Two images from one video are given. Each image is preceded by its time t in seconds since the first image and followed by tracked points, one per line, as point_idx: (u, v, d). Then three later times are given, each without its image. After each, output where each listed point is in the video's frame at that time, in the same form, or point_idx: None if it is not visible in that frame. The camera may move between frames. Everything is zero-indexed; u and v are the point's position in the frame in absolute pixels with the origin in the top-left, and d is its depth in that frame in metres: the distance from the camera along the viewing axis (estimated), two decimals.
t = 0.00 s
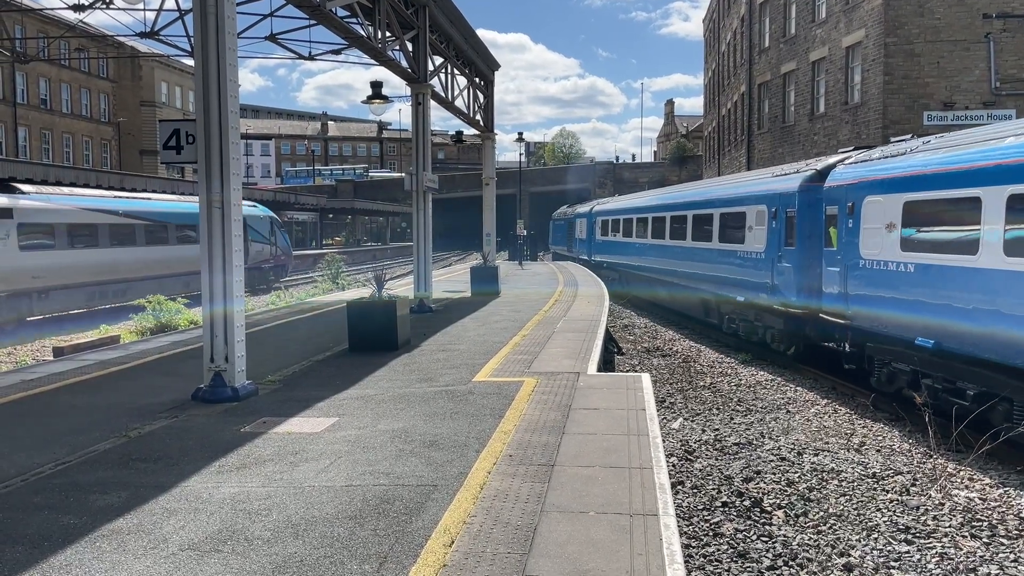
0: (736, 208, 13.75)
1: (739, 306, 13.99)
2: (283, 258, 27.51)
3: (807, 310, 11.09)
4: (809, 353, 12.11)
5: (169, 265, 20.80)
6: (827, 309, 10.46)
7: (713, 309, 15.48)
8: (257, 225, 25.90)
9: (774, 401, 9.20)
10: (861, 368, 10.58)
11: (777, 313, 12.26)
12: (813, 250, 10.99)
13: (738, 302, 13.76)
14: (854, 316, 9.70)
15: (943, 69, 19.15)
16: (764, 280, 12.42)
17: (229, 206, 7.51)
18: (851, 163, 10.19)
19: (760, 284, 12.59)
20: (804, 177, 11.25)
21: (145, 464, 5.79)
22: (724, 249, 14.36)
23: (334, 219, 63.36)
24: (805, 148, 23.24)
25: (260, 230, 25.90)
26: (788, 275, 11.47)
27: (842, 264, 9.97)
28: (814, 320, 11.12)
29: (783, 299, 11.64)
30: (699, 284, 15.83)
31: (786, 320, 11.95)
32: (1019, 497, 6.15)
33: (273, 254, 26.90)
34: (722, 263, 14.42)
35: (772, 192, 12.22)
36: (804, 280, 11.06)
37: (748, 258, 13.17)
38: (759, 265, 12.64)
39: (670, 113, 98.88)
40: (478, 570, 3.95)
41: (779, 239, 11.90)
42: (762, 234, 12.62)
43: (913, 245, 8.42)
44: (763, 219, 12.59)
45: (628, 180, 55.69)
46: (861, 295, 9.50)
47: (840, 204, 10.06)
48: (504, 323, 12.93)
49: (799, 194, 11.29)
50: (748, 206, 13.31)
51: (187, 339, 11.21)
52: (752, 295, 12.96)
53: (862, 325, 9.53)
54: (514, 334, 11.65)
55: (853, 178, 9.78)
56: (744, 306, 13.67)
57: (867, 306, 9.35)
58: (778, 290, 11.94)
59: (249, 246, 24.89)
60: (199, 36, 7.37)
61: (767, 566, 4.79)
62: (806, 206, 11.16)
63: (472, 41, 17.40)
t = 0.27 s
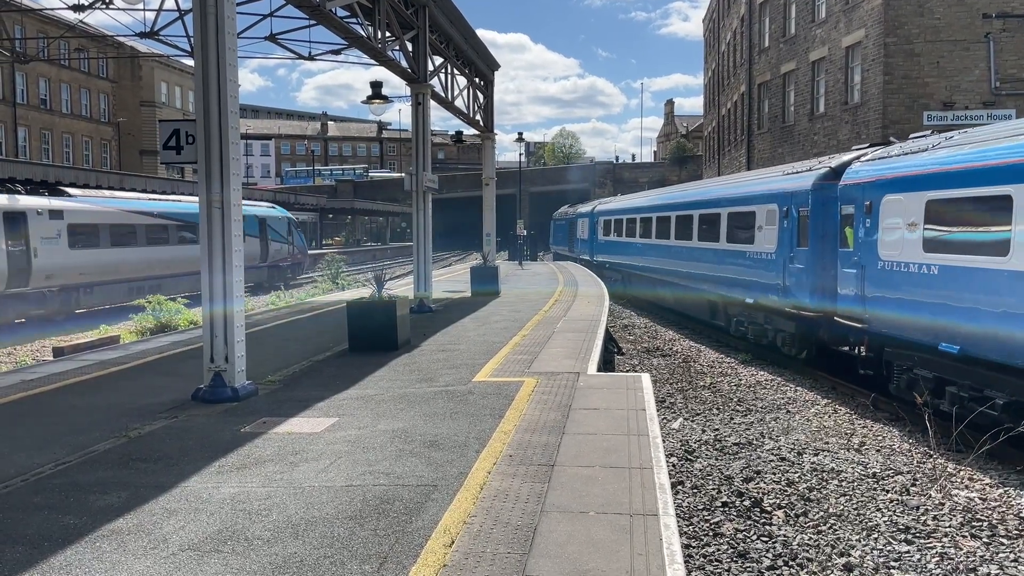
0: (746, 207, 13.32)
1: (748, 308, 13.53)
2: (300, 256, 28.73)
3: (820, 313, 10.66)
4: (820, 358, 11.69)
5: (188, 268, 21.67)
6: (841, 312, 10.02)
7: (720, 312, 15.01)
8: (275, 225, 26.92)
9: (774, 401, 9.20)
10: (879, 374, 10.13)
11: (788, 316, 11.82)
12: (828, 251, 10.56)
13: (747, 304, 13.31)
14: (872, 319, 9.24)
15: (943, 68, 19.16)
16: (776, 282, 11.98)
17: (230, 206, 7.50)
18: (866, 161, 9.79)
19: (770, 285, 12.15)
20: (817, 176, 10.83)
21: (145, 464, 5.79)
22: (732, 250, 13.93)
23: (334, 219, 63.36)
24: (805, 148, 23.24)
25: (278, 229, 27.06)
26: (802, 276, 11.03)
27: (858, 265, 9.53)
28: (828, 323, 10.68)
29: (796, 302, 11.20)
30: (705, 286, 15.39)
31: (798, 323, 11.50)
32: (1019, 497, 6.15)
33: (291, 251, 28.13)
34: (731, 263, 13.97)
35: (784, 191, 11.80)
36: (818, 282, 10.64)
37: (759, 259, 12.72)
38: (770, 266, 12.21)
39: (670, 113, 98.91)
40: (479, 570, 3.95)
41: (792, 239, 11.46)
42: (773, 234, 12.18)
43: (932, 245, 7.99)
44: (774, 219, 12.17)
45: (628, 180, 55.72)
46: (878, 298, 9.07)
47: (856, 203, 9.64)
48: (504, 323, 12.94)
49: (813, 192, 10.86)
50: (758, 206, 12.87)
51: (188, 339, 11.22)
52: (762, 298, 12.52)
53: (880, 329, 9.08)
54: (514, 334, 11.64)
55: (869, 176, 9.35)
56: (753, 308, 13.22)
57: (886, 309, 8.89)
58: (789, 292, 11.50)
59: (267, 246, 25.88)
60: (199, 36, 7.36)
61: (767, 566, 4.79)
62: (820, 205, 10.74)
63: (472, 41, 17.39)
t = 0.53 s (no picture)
0: (754, 207, 12.96)
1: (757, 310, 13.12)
2: (313, 256, 30.03)
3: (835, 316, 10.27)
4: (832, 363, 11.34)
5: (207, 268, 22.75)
6: (857, 315, 9.61)
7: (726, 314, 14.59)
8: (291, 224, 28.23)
9: (774, 401, 9.20)
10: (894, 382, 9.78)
11: (799, 319, 11.44)
12: (843, 252, 10.21)
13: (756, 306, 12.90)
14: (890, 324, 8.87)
15: (943, 68, 19.17)
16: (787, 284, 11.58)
17: (229, 206, 7.50)
18: (883, 157, 9.34)
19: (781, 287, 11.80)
20: (830, 173, 10.44)
21: (145, 464, 5.79)
22: (739, 251, 13.57)
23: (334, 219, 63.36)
24: (804, 147, 23.25)
25: (295, 229, 28.40)
26: (815, 278, 10.67)
27: (876, 266, 9.13)
28: (842, 326, 10.30)
29: (808, 304, 10.84)
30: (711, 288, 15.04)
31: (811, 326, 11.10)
32: (1019, 496, 6.15)
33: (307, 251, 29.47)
34: (739, 264, 13.56)
35: (795, 190, 11.41)
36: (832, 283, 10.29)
37: (769, 260, 12.35)
38: (780, 267, 11.82)
39: (669, 113, 98.97)
40: (479, 570, 3.95)
41: (803, 240, 11.07)
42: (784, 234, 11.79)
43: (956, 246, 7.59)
44: (785, 218, 11.76)
45: (628, 179, 55.75)
46: (896, 300, 8.68)
47: (871, 202, 9.26)
48: (504, 323, 12.95)
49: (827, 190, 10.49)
50: (768, 205, 12.48)
51: (188, 339, 11.24)
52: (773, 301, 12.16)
53: (897, 333, 8.73)
54: (513, 334, 11.64)
55: (886, 173, 8.91)
56: (763, 310, 12.81)
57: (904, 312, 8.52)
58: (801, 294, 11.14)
59: (285, 245, 27.19)
60: (198, 36, 7.37)
61: (766, 566, 4.79)
62: (834, 205, 10.37)
63: (471, 41, 17.39)
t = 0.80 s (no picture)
0: (762, 207, 12.58)
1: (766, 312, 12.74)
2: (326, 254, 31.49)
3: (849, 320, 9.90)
4: (844, 367, 10.98)
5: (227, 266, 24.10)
6: (874, 318, 9.22)
7: (733, 316, 14.20)
8: (306, 225, 29.72)
9: (773, 400, 9.20)
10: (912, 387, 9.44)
11: (811, 322, 11.03)
12: (857, 253, 9.82)
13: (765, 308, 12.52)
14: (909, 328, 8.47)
15: (942, 68, 19.19)
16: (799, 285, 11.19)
17: (227, 206, 7.50)
18: (901, 154, 8.94)
19: (791, 289, 11.39)
20: (845, 171, 10.04)
21: (144, 464, 5.79)
22: (747, 252, 13.18)
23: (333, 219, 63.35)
24: (803, 147, 23.26)
25: (309, 229, 29.91)
26: (828, 280, 10.27)
27: (895, 268, 8.72)
28: (857, 329, 9.90)
29: (821, 307, 10.44)
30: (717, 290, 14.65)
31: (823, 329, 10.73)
32: (1018, 495, 6.16)
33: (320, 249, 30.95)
34: (747, 265, 13.16)
35: (807, 188, 11.00)
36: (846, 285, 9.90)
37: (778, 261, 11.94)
38: (791, 268, 11.42)
39: (668, 112, 99.03)
40: (478, 570, 3.95)
41: (815, 241, 10.66)
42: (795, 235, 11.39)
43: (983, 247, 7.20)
44: (796, 217, 11.36)
45: (627, 179, 55.77)
46: (915, 303, 8.30)
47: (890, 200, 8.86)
48: (503, 323, 12.97)
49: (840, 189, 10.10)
50: (777, 204, 12.08)
51: (187, 339, 11.26)
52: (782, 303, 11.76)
53: (918, 337, 8.33)
54: (513, 334, 11.64)
55: (908, 170, 8.49)
56: (772, 312, 12.43)
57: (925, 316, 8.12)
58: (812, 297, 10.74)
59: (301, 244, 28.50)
60: (197, 36, 7.37)
61: (766, 566, 4.79)
62: (848, 204, 9.98)
63: (470, 41, 17.40)
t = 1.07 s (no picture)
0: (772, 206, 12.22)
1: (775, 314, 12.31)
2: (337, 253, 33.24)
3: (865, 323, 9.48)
4: (857, 372, 10.56)
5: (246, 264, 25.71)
6: (891, 321, 8.79)
7: (741, 318, 13.75)
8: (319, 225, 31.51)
9: (772, 400, 9.20)
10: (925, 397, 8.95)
11: (824, 325, 10.60)
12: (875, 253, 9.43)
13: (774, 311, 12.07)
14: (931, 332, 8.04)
15: (940, 68, 19.21)
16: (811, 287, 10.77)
17: (226, 206, 7.50)
18: (920, 151, 8.54)
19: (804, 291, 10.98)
20: (861, 169, 9.67)
21: (143, 465, 5.79)
22: (756, 252, 12.78)
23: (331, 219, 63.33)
24: (802, 147, 23.27)
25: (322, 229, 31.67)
26: (843, 282, 9.87)
27: (915, 270, 8.31)
28: (873, 333, 9.47)
29: (836, 309, 10.02)
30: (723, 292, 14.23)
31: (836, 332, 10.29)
32: (1017, 494, 6.17)
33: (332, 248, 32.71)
34: (756, 266, 12.74)
35: (820, 187, 10.62)
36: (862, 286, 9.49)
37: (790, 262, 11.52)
38: (803, 269, 11.02)
39: (667, 112, 99.09)
40: (477, 570, 3.95)
41: (830, 241, 10.27)
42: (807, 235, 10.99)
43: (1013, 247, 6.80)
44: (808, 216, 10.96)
45: (625, 179, 55.80)
46: (937, 304, 7.89)
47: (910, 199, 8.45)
48: (502, 323, 12.99)
49: (857, 186, 9.72)
50: (788, 204, 11.69)
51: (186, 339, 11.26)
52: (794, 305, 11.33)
53: (940, 340, 7.89)
54: (512, 334, 11.64)
55: (930, 166, 8.07)
56: (782, 315, 11.99)
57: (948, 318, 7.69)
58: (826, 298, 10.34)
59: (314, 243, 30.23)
60: (197, 37, 7.37)
61: (765, 565, 4.79)
62: (864, 203, 9.60)
63: (469, 41, 17.43)
